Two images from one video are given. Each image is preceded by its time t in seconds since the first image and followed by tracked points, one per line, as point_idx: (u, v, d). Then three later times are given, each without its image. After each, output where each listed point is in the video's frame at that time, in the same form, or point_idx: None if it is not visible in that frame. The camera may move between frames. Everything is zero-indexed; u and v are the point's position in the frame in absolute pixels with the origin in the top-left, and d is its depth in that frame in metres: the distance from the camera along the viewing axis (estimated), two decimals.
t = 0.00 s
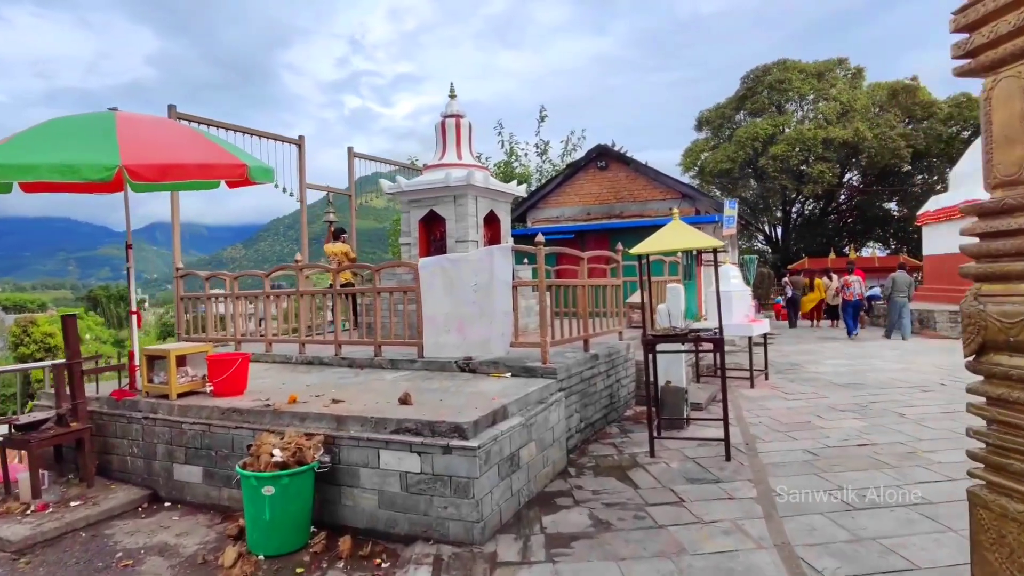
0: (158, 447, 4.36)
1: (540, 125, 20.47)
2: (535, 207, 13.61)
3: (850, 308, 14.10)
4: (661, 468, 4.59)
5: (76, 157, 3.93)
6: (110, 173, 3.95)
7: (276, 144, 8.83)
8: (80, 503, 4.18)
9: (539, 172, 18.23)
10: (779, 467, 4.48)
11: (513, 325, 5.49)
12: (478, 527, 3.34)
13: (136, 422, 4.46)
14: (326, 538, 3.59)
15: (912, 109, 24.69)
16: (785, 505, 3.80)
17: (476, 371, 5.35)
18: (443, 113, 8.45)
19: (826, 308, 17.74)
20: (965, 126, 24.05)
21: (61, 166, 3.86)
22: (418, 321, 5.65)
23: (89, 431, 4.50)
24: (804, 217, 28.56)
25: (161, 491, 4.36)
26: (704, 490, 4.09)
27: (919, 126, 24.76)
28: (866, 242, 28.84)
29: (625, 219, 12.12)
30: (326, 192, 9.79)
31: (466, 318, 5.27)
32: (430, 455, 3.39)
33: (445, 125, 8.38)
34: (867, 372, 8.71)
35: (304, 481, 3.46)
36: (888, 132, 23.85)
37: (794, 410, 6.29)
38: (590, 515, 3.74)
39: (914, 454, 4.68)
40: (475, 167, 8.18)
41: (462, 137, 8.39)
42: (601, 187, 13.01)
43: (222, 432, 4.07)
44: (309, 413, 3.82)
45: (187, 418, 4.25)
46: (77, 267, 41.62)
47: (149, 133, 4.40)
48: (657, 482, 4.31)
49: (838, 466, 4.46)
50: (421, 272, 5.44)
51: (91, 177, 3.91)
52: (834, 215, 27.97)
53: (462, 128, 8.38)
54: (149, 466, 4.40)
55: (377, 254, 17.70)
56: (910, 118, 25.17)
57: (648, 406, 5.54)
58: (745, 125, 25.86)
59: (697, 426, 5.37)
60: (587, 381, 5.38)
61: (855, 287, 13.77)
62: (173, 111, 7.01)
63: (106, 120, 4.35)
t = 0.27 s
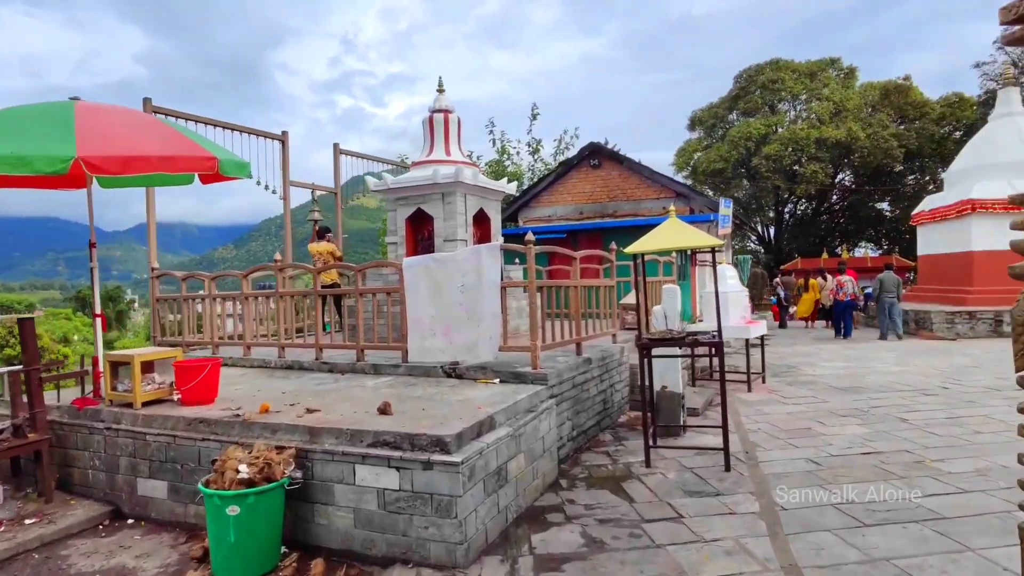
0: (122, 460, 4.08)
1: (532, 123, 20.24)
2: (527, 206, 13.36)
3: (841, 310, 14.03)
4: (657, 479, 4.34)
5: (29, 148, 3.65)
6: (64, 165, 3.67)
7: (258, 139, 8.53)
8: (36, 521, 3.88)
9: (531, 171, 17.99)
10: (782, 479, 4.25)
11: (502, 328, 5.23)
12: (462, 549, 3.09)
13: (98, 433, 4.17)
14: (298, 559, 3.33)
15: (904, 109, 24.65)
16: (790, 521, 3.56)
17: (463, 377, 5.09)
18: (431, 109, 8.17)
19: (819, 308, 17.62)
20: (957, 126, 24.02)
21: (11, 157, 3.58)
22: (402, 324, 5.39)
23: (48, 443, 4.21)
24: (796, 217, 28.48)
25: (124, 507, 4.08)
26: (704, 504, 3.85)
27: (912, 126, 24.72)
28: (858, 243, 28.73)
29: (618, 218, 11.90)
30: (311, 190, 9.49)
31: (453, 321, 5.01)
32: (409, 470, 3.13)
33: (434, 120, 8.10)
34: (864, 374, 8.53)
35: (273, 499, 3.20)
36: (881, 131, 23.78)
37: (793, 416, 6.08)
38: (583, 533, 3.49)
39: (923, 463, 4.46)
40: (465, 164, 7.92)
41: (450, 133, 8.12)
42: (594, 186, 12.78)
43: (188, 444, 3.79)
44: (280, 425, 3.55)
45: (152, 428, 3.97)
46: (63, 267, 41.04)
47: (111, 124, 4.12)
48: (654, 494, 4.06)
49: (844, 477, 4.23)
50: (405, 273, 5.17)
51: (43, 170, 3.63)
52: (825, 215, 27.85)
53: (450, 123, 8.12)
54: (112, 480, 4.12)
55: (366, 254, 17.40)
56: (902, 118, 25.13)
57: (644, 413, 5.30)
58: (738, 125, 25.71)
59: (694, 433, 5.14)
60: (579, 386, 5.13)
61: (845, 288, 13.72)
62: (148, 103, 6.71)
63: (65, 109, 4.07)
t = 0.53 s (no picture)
0: (79, 477, 3.80)
1: (523, 122, 20.00)
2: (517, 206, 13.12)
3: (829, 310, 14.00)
4: (653, 494, 4.11)
5: None
6: (14, 160, 3.40)
7: (239, 136, 8.24)
8: None
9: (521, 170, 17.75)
10: (784, 493, 4.03)
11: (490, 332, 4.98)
12: None
13: (56, 448, 3.88)
14: None
15: (894, 110, 24.63)
16: (795, 541, 3.33)
17: (449, 385, 4.84)
18: (418, 104, 7.90)
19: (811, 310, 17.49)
20: (947, 127, 24.03)
21: None
22: (385, 328, 5.12)
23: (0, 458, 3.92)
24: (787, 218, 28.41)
25: (82, 527, 3.80)
26: (703, 522, 3.62)
27: (902, 126, 24.72)
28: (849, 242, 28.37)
29: (610, 218, 11.68)
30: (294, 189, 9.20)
31: (438, 325, 4.75)
32: (386, 490, 2.87)
33: (420, 117, 7.84)
34: (861, 378, 8.35)
35: (238, 522, 2.94)
36: (872, 132, 23.75)
37: (791, 422, 5.87)
38: (574, 555, 3.24)
39: (930, 474, 4.26)
40: (452, 162, 7.66)
41: (437, 130, 7.87)
42: (585, 185, 12.56)
43: (149, 460, 3.52)
44: (248, 440, 3.28)
45: (112, 443, 3.69)
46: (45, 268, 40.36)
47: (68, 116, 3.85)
48: (649, 511, 3.83)
49: (849, 490, 4.02)
50: (388, 276, 4.91)
51: None
52: (816, 216, 27.81)
53: (437, 120, 7.86)
54: (69, 499, 3.83)
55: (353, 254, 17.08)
56: (892, 119, 25.12)
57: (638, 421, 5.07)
58: (730, 125, 25.61)
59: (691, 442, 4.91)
60: (571, 394, 4.89)
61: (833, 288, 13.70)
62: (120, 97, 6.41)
63: (16, 101, 3.79)
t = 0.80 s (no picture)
0: (33, 492, 3.51)
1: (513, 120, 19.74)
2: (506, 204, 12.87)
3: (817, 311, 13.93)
4: (649, 505, 3.88)
5: None
6: None
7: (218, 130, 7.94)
8: None
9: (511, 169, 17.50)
10: (787, 504, 3.81)
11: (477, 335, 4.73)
12: None
13: (7, 461, 3.59)
14: None
15: (883, 110, 24.62)
16: (803, 558, 3.12)
17: (434, 391, 4.58)
18: (404, 98, 7.64)
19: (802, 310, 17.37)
20: (936, 127, 24.05)
21: None
22: (366, 331, 4.86)
23: None
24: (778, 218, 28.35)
25: (36, 546, 3.52)
26: (704, 537, 3.39)
27: (891, 127, 24.72)
28: (838, 244, 28.44)
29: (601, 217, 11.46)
30: (276, 186, 8.91)
31: (423, 327, 4.50)
32: (361, 509, 2.62)
33: (406, 111, 7.58)
34: (857, 380, 8.17)
35: (198, 544, 2.68)
36: (862, 132, 23.72)
37: (790, 427, 5.66)
38: None
39: (939, 483, 4.06)
40: (439, 157, 7.41)
41: (424, 124, 7.61)
42: (576, 184, 12.35)
43: (106, 475, 3.25)
44: (212, 453, 3.02)
45: (67, 456, 3.41)
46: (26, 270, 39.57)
47: (21, 103, 3.62)
48: (646, 524, 3.59)
49: (856, 501, 3.81)
50: (370, 275, 4.65)
51: None
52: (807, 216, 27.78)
53: (424, 114, 7.60)
54: (22, 516, 3.55)
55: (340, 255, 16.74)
56: (882, 119, 25.11)
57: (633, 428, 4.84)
58: (721, 125, 25.49)
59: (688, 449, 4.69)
60: (562, 400, 4.66)
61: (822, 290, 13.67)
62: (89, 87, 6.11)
63: None
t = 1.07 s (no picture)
0: None
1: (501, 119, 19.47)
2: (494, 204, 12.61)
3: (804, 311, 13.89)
4: (643, 521, 3.65)
5: None
6: None
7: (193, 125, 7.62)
8: None
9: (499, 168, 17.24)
10: (789, 518, 3.60)
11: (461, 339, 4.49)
12: None
13: None
14: None
15: (870, 111, 24.65)
16: None
17: (415, 399, 4.32)
18: (387, 93, 7.37)
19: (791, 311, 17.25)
20: (922, 128, 24.11)
21: None
22: (344, 335, 4.60)
23: None
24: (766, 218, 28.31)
25: None
26: (702, 556, 3.17)
27: (878, 127, 24.76)
28: (825, 244, 28.32)
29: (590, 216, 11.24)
30: (255, 184, 8.59)
31: (403, 331, 4.25)
32: (329, 535, 2.37)
33: (389, 105, 7.31)
34: (851, 383, 8.00)
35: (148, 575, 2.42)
36: (849, 133, 23.72)
37: (787, 433, 5.46)
38: None
39: (945, 494, 3.87)
40: (423, 154, 7.15)
41: (407, 120, 7.35)
42: (565, 183, 12.13)
43: (53, 495, 2.97)
44: (167, 472, 2.76)
45: (11, 474, 3.12)
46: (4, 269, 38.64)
47: None
48: (640, 542, 3.37)
49: (860, 515, 3.61)
50: (347, 276, 4.39)
51: None
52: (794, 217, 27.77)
53: (408, 109, 7.33)
54: None
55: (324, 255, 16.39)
56: (869, 120, 25.14)
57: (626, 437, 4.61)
58: (709, 125, 25.40)
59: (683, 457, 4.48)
60: (551, 407, 4.42)
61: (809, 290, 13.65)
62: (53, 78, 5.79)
63: None
